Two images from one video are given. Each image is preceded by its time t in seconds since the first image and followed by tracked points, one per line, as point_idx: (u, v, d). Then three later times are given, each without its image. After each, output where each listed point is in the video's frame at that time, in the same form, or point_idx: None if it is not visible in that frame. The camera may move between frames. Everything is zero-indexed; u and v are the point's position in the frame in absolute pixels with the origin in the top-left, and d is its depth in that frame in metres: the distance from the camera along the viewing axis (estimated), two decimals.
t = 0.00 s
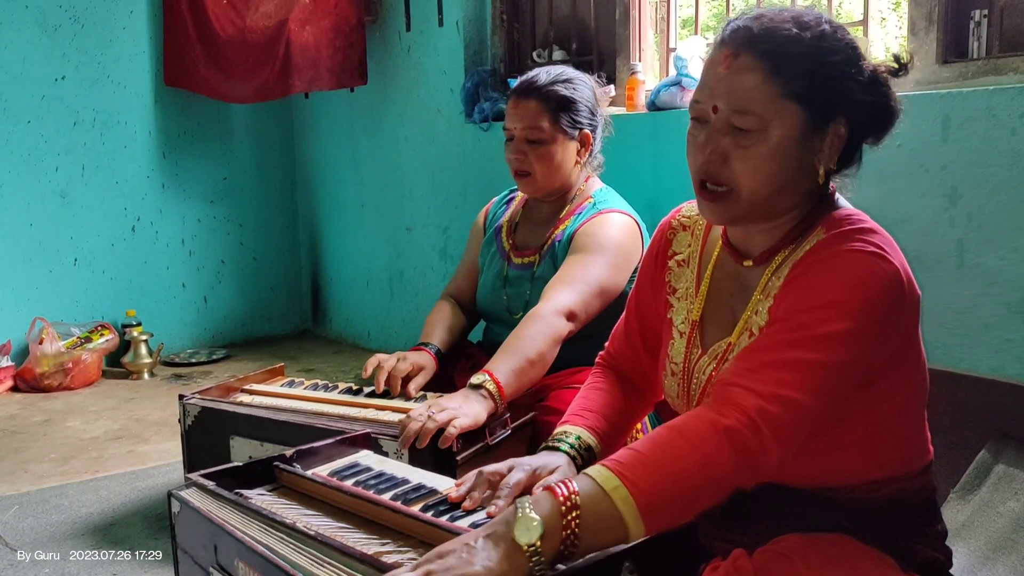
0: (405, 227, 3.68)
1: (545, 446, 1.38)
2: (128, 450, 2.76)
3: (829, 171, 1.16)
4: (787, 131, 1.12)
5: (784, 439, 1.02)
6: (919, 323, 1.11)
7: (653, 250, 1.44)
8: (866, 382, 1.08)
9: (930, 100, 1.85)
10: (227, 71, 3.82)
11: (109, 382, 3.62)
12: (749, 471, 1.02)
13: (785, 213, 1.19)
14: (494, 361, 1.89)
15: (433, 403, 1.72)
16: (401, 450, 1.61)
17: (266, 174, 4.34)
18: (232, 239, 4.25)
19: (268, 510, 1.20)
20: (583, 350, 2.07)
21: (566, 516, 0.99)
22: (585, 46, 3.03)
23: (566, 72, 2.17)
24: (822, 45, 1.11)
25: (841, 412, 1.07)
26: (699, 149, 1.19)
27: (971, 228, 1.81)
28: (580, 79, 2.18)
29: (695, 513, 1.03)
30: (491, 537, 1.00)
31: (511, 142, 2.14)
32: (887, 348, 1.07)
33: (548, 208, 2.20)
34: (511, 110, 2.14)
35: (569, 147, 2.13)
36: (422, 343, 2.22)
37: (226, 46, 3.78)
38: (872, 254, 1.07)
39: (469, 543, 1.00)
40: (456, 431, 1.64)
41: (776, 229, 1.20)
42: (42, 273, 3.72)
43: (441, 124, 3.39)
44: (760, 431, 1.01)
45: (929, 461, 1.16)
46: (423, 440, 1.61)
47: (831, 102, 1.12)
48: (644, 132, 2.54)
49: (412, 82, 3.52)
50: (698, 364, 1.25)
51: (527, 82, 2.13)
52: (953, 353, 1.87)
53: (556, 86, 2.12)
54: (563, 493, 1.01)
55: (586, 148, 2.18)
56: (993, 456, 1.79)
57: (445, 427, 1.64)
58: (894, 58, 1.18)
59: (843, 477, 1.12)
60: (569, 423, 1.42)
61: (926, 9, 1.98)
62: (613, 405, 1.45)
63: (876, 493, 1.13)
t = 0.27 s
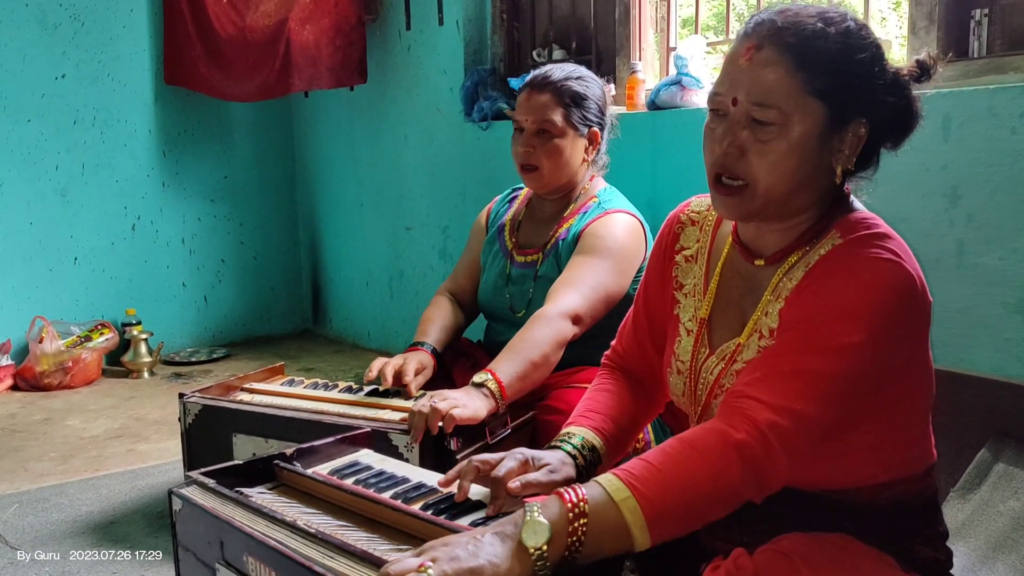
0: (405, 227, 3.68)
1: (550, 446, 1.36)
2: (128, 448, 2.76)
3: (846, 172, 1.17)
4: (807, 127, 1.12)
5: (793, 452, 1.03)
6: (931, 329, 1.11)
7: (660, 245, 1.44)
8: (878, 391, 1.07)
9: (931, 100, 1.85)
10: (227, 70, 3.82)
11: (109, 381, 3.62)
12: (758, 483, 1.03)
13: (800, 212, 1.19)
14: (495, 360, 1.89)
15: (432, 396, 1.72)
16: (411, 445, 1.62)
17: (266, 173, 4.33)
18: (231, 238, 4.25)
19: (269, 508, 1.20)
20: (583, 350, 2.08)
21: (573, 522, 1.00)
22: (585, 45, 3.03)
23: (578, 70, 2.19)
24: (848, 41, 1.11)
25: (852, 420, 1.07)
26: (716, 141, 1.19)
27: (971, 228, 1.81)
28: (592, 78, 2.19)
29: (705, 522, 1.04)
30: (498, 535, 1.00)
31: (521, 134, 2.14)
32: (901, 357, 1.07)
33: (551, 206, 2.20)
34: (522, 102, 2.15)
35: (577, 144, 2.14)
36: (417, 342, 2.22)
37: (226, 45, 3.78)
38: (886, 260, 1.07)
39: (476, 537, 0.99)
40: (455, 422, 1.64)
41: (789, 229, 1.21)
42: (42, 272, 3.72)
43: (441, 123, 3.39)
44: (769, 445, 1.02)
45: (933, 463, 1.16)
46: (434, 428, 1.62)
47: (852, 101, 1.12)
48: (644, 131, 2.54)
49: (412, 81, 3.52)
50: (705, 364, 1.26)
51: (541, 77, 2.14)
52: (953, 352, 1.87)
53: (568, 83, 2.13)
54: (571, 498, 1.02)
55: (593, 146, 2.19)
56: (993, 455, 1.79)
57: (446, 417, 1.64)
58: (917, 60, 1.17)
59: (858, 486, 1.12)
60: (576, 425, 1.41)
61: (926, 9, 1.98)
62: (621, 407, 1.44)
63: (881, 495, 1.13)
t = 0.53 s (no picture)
0: (406, 226, 3.68)
1: (553, 445, 1.35)
2: (128, 447, 2.75)
3: (857, 170, 1.16)
4: (818, 123, 1.12)
5: (801, 460, 1.03)
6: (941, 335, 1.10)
7: (667, 243, 1.43)
8: (887, 398, 1.07)
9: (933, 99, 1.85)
10: (227, 69, 3.82)
11: (109, 380, 3.61)
12: (764, 491, 1.02)
13: (810, 211, 1.18)
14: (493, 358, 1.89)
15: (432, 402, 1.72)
16: (400, 449, 1.60)
17: (267, 172, 4.33)
18: (232, 237, 4.25)
19: (269, 506, 1.20)
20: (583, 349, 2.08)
21: (574, 522, 1.00)
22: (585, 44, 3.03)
23: (584, 70, 2.19)
24: (860, 36, 1.10)
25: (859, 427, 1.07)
26: (726, 136, 1.18)
27: (972, 227, 1.81)
28: (597, 78, 2.19)
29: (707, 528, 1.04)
30: (498, 533, 1.00)
31: (526, 130, 2.14)
32: (910, 365, 1.07)
33: (552, 205, 2.19)
34: (528, 99, 2.14)
35: (581, 143, 2.14)
36: (426, 343, 2.22)
37: (226, 43, 3.77)
38: (899, 266, 1.07)
39: (477, 536, 0.99)
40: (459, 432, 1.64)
41: (799, 227, 1.20)
42: (42, 271, 3.72)
43: (441, 122, 3.39)
44: (776, 453, 1.02)
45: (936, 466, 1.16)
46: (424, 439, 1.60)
47: (863, 97, 1.12)
48: (644, 129, 2.54)
49: (412, 80, 3.52)
50: (712, 366, 1.25)
51: (548, 74, 2.14)
52: (954, 351, 1.87)
53: (574, 81, 2.13)
54: (572, 498, 1.02)
55: (597, 144, 2.19)
56: (994, 455, 1.78)
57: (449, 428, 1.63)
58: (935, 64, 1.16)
59: (866, 495, 1.11)
60: (583, 424, 1.41)
61: (927, 8, 1.98)
62: (628, 408, 1.43)
63: (882, 498, 1.12)
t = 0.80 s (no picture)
0: (406, 224, 3.68)
1: (553, 443, 1.36)
2: (128, 445, 2.75)
3: (852, 170, 1.15)
4: (806, 126, 1.11)
5: (796, 457, 1.03)
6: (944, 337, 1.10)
7: (670, 243, 1.44)
8: (888, 399, 1.07)
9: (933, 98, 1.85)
10: (227, 67, 3.82)
11: (108, 378, 3.61)
12: (759, 487, 1.02)
13: (810, 213, 1.18)
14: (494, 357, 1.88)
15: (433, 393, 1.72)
16: (411, 441, 1.61)
17: (267, 171, 4.33)
18: (232, 235, 4.25)
19: (268, 505, 1.20)
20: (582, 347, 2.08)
21: (571, 520, 1.00)
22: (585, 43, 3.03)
23: (580, 68, 2.18)
24: (840, 37, 1.10)
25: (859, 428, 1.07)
26: (715, 146, 1.19)
27: (971, 225, 1.80)
28: (592, 76, 2.19)
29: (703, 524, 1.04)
30: (495, 534, 0.99)
31: (522, 132, 2.14)
32: (912, 366, 1.07)
33: (551, 204, 2.20)
34: (524, 101, 2.15)
35: (578, 143, 2.13)
36: (441, 351, 2.19)
37: (226, 41, 3.77)
38: (902, 267, 1.06)
39: (473, 538, 0.99)
40: (455, 419, 1.65)
41: (799, 229, 1.20)
42: (42, 269, 3.72)
43: (441, 121, 3.39)
44: (772, 450, 1.02)
45: (937, 470, 1.15)
46: (434, 426, 1.63)
47: (849, 97, 1.11)
48: (644, 128, 2.54)
49: (412, 79, 3.52)
50: (713, 366, 1.25)
51: (543, 74, 2.14)
52: (953, 350, 1.87)
53: (569, 81, 2.13)
54: (570, 496, 1.02)
55: (594, 143, 2.19)
56: (993, 453, 1.78)
57: (446, 414, 1.65)
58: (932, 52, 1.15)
59: (866, 495, 1.11)
60: (583, 422, 1.41)
61: (928, 7, 1.98)
62: (629, 406, 1.43)
63: (881, 502, 1.11)
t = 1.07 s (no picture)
0: (405, 223, 3.68)
1: (554, 443, 1.35)
2: (126, 444, 2.75)
3: (839, 164, 1.14)
4: (787, 129, 1.11)
5: (797, 453, 1.02)
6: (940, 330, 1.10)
7: (668, 236, 1.44)
8: (884, 392, 1.07)
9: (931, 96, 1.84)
10: (227, 66, 3.81)
11: (108, 377, 3.61)
12: (760, 483, 1.02)
13: (804, 211, 1.17)
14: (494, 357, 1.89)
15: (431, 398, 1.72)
16: (399, 445, 1.61)
17: (266, 169, 4.33)
18: (231, 234, 4.25)
19: (267, 503, 1.19)
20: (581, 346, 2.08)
21: (574, 521, 1.00)
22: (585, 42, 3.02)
23: (574, 67, 2.16)
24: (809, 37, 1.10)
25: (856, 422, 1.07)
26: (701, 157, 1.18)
27: (969, 224, 1.80)
28: (588, 75, 2.17)
29: (703, 522, 1.03)
30: (498, 532, 1.00)
31: (518, 136, 2.14)
32: (908, 359, 1.06)
33: (550, 204, 2.20)
34: (519, 105, 2.14)
35: (574, 144, 2.13)
36: (438, 347, 2.19)
37: (226, 40, 3.77)
38: (899, 259, 1.06)
39: (476, 534, 0.99)
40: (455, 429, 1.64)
41: (796, 227, 1.19)
42: (42, 268, 3.72)
43: (441, 120, 3.39)
44: (772, 445, 1.01)
45: (934, 467, 1.16)
46: (423, 435, 1.61)
47: (827, 94, 1.10)
48: (644, 127, 2.54)
49: (411, 77, 3.51)
50: (713, 360, 1.25)
51: (537, 77, 2.12)
52: (952, 349, 1.87)
53: (563, 83, 2.11)
54: (573, 496, 1.02)
55: (592, 145, 2.18)
56: (992, 453, 1.78)
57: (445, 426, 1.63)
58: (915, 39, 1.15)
59: (858, 485, 1.11)
60: (584, 422, 1.40)
61: (927, 6, 1.98)
62: (629, 404, 1.43)
63: (878, 499, 1.12)
